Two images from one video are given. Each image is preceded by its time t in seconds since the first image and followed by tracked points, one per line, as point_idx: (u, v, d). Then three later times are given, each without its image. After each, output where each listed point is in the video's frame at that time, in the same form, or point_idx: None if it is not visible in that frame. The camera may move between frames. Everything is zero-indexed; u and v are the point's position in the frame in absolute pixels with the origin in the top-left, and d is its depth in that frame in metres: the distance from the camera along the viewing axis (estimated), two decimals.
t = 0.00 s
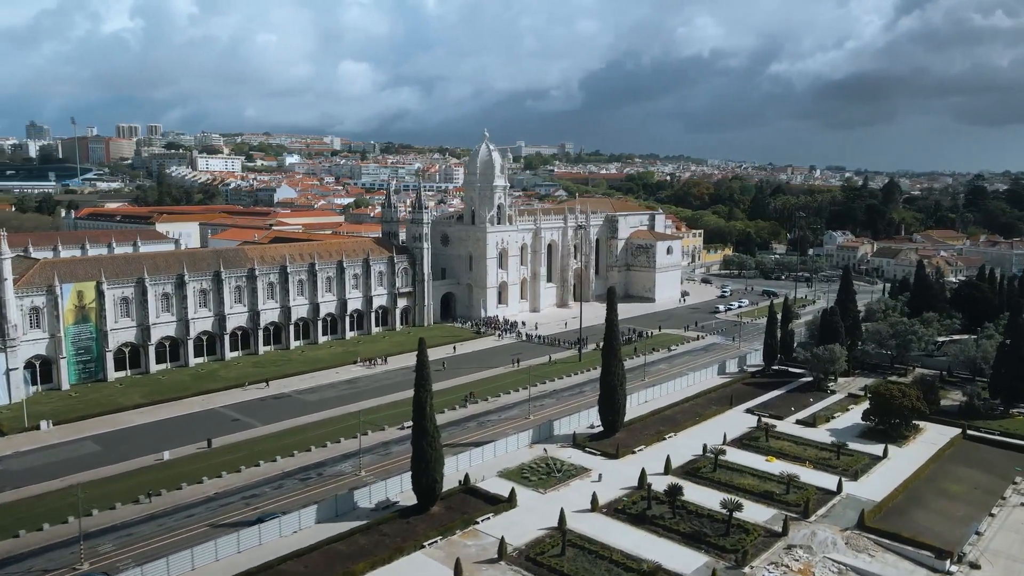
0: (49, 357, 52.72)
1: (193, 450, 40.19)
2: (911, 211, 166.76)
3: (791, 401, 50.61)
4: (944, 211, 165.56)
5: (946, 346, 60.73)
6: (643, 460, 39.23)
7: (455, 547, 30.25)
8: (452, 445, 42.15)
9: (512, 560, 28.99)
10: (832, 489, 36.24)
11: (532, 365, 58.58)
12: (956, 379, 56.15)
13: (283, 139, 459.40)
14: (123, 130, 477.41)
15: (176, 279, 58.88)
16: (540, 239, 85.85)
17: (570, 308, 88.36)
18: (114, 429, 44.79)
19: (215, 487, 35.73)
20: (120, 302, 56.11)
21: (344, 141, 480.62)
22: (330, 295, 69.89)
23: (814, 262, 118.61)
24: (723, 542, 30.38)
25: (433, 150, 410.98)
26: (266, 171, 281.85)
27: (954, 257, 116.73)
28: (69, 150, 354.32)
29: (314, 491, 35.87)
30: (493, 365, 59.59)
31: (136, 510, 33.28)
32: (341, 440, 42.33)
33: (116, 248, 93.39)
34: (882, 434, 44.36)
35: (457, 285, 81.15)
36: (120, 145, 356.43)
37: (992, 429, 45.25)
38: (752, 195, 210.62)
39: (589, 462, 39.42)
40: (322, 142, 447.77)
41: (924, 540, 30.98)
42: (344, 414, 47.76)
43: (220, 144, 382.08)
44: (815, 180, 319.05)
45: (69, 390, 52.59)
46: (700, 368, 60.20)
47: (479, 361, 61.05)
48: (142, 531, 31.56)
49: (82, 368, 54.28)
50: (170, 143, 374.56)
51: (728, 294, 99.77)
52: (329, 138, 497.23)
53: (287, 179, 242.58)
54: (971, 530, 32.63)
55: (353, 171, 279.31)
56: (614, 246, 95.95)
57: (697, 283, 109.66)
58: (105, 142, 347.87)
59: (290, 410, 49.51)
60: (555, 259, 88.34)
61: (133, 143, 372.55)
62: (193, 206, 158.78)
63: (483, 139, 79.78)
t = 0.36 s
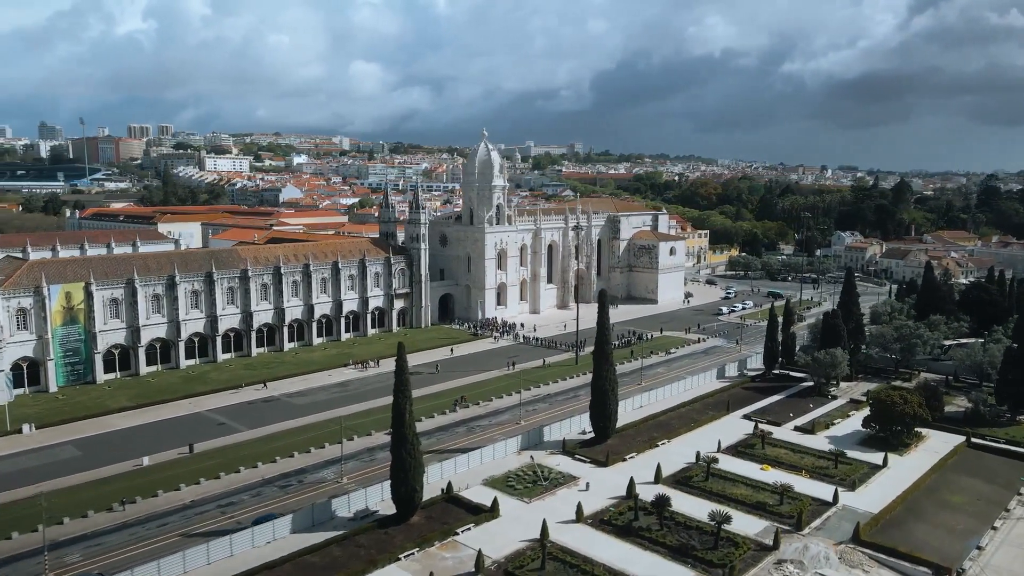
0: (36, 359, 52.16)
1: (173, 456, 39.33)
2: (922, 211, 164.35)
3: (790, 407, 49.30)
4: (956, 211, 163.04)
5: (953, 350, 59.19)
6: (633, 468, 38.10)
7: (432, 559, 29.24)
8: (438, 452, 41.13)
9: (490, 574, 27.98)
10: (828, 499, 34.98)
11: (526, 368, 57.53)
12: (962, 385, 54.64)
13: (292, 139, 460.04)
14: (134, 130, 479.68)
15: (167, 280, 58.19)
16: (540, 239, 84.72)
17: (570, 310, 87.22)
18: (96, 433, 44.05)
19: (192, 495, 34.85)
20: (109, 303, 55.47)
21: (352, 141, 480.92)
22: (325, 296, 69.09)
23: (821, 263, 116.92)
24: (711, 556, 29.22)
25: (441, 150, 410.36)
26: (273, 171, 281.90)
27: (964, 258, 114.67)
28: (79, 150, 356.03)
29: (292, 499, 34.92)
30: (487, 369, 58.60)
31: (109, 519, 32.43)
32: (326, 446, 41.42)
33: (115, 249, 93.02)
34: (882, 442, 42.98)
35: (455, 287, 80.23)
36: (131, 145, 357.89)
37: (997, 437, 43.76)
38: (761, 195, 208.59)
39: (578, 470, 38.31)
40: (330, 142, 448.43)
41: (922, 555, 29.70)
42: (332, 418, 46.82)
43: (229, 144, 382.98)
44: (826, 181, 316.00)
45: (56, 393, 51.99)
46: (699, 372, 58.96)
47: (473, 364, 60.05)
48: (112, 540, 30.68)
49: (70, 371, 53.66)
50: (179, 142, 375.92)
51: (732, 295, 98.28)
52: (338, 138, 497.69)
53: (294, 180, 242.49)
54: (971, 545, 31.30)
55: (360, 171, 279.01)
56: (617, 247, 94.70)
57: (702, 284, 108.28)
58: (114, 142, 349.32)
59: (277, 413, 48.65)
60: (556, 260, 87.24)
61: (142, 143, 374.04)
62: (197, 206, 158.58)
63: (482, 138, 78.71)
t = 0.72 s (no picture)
0: (21, 361, 51.48)
1: (150, 463, 38.39)
2: (935, 211, 161.77)
3: (789, 413, 47.84)
4: (969, 212, 160.38)
5: (960, 355, 57.49)
6: (621, 478, 36.81)
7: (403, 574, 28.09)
8: (423, 460, 40.00)
9: None
10: (822, 513, 33.54)
11: (520, 372, 56.37)
12: (968, 391, 52.97)
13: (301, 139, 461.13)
14: (145, 130, 482.21)
15: (156, 281, 57.40)
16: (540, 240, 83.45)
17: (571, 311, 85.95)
18: (76, 438, 43.19)
19: (164, 504, 33.88)
20: (97, 305, 54.73)
21: (362, 140, 481.52)
22: (319, 297, 68.17)
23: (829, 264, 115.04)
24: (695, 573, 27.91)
25: (450, 150, 409.76)
26: (281, 171, 281.99)
27: (977, 259, 112.39)
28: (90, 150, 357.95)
29: (267, 508, 33.87)
30: (480, 373, 57.45)
31: (76, 529, 31.49)
32: (307, 452, 40.34)
33: (114, 249, 92.57)
34: (883, 451, 41.45)
35: (453, 288, 78.90)
36: (141, 145, 359.53)
37: (1003, 447, 42.11)
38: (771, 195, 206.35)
39: (564, 479, 37.06)
40: (339, 142, 449.16)
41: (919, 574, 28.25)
42: (316, 422, 45.77)
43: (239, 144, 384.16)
44: (838, 181, 312.52)
45: (42, 396, 51.27)
46: (697, 376, 57.53)
47: (467, 368, 58.92)
48: (76, 552, 29.71)
49: (56, 373, 52.97)
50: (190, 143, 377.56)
51: (737, 297, 96.63)
52: (348, 138, 498.42)
53: (301, 180, 242.36)
54: (971, 563, 29.81)
55: (368, 171, 278.78)
56: (619, 247, 93.25)
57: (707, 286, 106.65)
58: (125, 142, 350.99)
59: (262, 417, 47.66)
60: (557, 261, 85.99)
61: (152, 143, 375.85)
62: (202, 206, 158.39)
63: (480, 137, 77.59)
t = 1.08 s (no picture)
0: (6, 364, 50.81)
1: (125, 470, 37.47)
2: (948, 211, 159.13)
3: (787, 420, 46.37)
4: (983, 212, 157.60)
5: (967, 360, 55.74)
6: (607, 489, 35.53)
7: None
8: (405, 468, 38.88)
9: None
10: (815, 527, 32.15)
11: (513, 377, 55.17)
12: (975, 398, 51.25)
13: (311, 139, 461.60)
14: (157, 130, 484.47)
15: (145, 283, 56.62)
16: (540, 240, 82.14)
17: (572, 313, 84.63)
18: (55, 443, 42.37)
19: (134, 513, 32.93)
20: (84, 307, 53.99)
21: (372, 140, 481.73)
22: (313, 299, 67.22)
23: (837, 266, 113.14)
24: None
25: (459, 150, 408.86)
26: (289, 171, 281.89)
27: (989, 261, 110.05)
28: (101, 150, 359.85)
29: (239, 518, 32.82)
30: (473, 377, 56.29)
31: (40, 539, 30.57)
32: (286, 459, 39.30)
33: (112, 249, 92.14)
34: (882, 461, 39.93)
35: (451, 289, 77.41)
36: (152, 145, 361.06)
37: (1009, 457, 40.51)
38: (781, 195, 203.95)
39: (548, 490, 35.83)
40: (349, 142, 449.96)
41: None
42: (301, 427, 44.74)
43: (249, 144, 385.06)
44: (851, 181, 308.83)
45: (26, 398, 50.58)
46: (695, 381, 56.09)
47: (459, 371, 57.75)
48: (37, 564, 28.76)
49: (42, 375, 52.27)
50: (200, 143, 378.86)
51: (742, 299, 94.96)
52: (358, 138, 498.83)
53: (308, 180, 242.05)
54: None
55: (376, 171, 278.40)
56: (621, 248, 91.70)
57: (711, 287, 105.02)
58: (135, 142, 352.42)
59: (247, 422, 46.70)
60: (557, 262, 84.66)
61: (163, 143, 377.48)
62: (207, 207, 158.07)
63: (478, 136, 76.38)
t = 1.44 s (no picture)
0: None
1: (102, 476, 36.67)
2: (960, 212, 156.71)
3: (785, 428, 45.08)
4: (996, 212, 155.13)
5: (974, 365, 54.23)
6: (594, 499, 34.40)
7: None
8: (388, 475, 37.87)
9: None
10: (808, 541, 30.90)
11: (506, 382, 54.14)
12: (981, 404, 49.79)
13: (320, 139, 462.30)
14: (168, 130, 486.65)
15: (135, 284, 55.95)
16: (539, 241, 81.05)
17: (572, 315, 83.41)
18: (36, 448, 41.67)
19: (106, 522, 32.10)
20: (72, 308, 53.35)
21: (381, 140, 481.66)
22: (307, 300, 66.42)
23: (845, 267, 111.39)
24: None
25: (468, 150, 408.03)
26: (296, 171, 281.80)
27: (1001, 262, 108.00)
28: (111, 150, 361.51)
29: (213, 528, 31.90)
30: (467, 382, 55.24)
31: (7, 549, 29.77)
32: (267, 465, 38.40)
33: (111, 249, 91.85)
34: (882, 471, 38.59)
35: (449, 291, 76.69)
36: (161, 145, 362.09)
37: (1014, 467, 39.06)
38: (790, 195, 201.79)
39: (533, 499, 34.74)
40: (358, 142, 450.24)
41: None
42: (286, 432, 43.87)
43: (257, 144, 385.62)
44: (863, 181, 305.70)
45: (12, 401, 49.97)
46: (693, 385, 54.88)
47: (453, 376, 56.78)
48: None
49: (29, 378, 51.67)
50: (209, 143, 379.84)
51: (746, 301, 93.42)
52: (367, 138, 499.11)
53: (315, 180, 241.82)
54: None
55: (383, 170, 278.07)
56: (622, 249, 90.43)
57: (716, 288, 103.64)
58: (145, 142, 353.78)
59: (232, 426, 45.88)
60: (557, 263, 83.55)
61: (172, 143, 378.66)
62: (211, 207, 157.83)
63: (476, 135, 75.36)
